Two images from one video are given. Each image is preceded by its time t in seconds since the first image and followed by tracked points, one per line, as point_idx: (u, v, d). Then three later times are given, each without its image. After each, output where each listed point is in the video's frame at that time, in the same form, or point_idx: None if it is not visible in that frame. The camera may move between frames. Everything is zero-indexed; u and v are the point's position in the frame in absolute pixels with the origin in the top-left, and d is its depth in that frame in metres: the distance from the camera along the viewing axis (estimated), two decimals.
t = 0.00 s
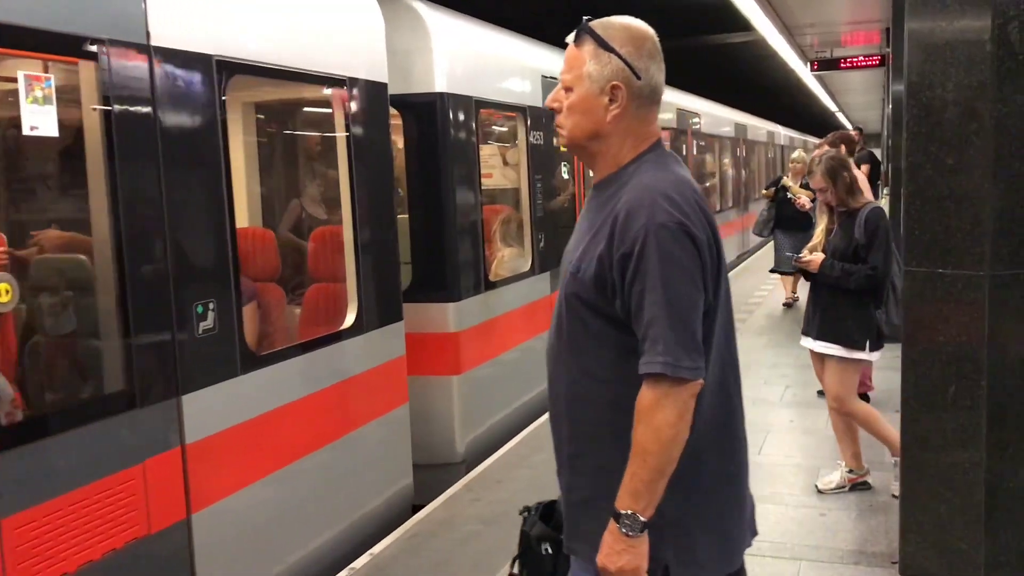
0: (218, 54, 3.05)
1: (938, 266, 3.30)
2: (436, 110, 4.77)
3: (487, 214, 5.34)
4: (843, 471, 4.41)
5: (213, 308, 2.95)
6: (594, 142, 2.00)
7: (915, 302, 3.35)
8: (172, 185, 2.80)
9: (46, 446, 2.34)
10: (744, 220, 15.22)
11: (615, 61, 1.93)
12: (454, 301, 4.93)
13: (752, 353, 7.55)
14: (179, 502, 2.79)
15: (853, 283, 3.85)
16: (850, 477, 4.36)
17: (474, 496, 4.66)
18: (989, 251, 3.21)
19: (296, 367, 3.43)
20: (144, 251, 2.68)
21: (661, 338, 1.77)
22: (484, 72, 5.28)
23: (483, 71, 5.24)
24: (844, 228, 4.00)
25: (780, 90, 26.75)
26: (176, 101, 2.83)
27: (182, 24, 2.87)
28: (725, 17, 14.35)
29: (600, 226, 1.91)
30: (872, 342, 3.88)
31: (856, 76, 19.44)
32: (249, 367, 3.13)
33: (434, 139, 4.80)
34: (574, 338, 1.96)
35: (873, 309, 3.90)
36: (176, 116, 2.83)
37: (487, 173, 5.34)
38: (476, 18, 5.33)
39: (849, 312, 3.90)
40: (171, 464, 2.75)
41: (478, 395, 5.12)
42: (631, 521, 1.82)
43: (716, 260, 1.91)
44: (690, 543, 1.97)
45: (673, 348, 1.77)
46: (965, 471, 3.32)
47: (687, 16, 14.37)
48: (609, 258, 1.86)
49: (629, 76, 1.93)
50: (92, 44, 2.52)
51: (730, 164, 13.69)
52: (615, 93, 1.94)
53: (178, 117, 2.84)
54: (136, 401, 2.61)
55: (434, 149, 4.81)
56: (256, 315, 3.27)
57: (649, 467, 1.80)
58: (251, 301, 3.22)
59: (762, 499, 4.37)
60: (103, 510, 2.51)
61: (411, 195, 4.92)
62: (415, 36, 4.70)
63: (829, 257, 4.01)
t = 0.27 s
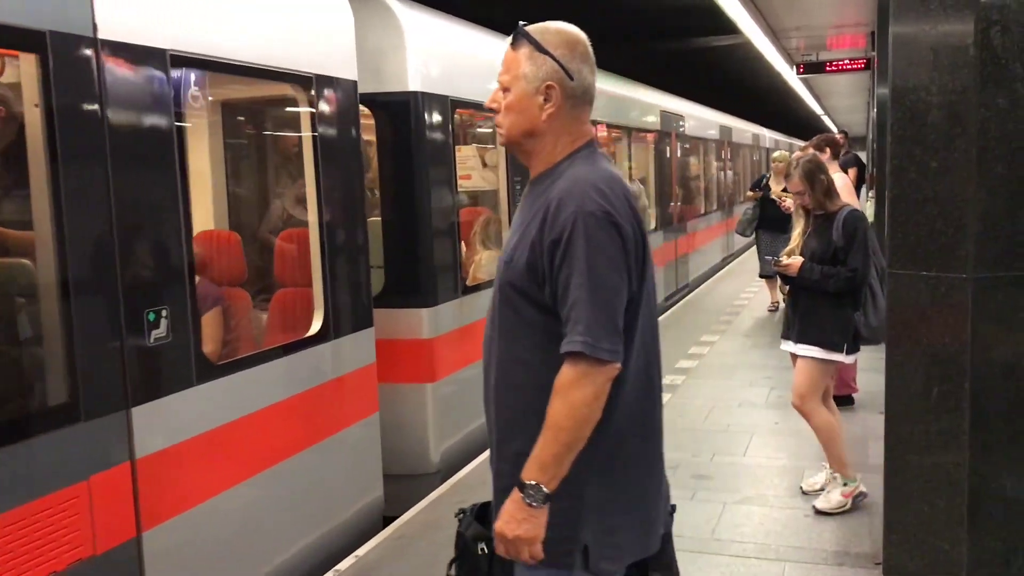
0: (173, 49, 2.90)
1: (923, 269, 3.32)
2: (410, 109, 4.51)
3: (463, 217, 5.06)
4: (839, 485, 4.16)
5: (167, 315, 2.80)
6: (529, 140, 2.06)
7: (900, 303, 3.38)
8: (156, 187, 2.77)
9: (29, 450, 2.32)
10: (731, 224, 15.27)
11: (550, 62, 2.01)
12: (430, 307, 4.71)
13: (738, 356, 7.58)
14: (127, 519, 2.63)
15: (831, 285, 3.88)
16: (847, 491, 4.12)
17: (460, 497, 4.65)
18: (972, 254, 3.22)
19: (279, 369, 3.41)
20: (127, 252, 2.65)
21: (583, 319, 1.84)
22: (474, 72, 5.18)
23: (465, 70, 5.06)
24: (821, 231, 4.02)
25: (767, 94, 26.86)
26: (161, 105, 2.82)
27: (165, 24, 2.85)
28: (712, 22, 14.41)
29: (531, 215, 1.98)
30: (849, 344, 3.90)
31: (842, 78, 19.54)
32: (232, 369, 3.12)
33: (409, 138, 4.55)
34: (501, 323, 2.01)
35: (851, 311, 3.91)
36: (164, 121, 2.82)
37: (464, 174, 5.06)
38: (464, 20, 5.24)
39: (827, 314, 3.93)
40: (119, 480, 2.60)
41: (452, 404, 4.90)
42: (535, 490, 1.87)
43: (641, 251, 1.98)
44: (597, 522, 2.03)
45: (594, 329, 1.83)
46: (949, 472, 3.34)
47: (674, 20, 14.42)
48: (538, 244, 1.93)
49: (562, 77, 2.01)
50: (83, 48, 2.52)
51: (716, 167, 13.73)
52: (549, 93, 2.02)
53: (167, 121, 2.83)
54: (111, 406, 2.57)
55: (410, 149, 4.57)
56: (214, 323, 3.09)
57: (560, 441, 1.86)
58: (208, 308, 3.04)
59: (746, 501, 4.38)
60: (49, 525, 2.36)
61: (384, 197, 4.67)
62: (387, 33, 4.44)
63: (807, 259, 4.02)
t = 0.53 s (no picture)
0: (131, 45, 2.78)
1: (906, 271, 3.33)
2: (386, 110, 4.47)
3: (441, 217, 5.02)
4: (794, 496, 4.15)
5: (124, 322, 2.71)
6: (464, 144, 2.14)
7: (883, 306, 3.39)
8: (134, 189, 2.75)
9: None
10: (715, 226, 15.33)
11: (481, 69, 2.08)
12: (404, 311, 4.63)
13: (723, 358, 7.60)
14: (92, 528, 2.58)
15: (808, 289, 3.89)
16: (800, 504, 4.11)
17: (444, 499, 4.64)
18: (953, 257, 3.24)
19: (262, 370, 3.39)
20: (103, 254, 2.63)
21: (495, 314, 1.91)
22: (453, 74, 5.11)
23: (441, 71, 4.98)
24: (798, 234, 4.01)
25: (752, 97, 26.98)
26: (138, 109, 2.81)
27: (149, 24, 2.84)
28: (698, 25, 14.45)
29: (456, 215, 2.06)
30: (825, 348, 3.92)
31: (826, 83, 19.66)
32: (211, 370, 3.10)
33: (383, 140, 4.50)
34: (432, 318, 2.10)
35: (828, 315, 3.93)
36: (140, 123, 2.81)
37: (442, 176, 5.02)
38: (449, 22, 5.20)
39: (805, 318, 3.93)
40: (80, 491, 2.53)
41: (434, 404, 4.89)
42: (458, 483, 1.97)
43: (562, 249, 2.03)
44: (521, 516, 2.09)
45: (505, 324, 1.90)
46: (931, 475, 3.35)
47: (661, 23, 14.46)
48: (458, 243, 2.00)
49: (493, 84, 2.08)
50: (58, 51, 2.50)
51: (701, 170, 13.77)
52: (481, 98, 2.09)
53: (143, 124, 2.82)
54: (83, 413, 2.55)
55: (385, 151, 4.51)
56: (183, 330, 3.02)
57: (478, 434, 1.95)
58: (176, 313, 2.98)
59: (729, 503, 4.39)
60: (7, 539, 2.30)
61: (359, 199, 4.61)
62: (364, 30, 4.39)
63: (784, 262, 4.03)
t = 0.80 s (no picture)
0: (97, 41, 2.73)
1: (887, 273, 3.36)
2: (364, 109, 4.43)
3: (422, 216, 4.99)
4: (777, 497, 4.17)
5: (90, 326, 2.66)
6: (387, 156, 2.14)
7: (866, 308, 3.42)
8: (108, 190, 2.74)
9: None
10: (701, 228, 15.38)
11: (402, 82, 2.08)
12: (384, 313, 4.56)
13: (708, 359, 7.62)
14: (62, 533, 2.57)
15: (785, 290, 3.89)
16: (783, 504, 4.13)
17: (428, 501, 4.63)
18: (935, 260, 3.26)
19: (244, 371, 3.38)
20: (76, 255, 2.63)
21: (405, 328, 1.92)
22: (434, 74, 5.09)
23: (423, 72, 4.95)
24: (777, 235, 4.01)
25: (739, 99, 27.09)
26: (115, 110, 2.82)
27: (125, 23, 2.83)
28: (685, 27, 14.49)
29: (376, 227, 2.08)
30: (803, 350, 3.93)
31: (811, 85, 19.75)
32: (189, 373, 3.09)
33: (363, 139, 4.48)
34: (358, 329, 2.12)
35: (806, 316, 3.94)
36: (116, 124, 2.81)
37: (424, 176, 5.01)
38: (434, 23, 5.21)
39: (782, 319, 3.94)
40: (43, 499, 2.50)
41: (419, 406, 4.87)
42: (377, 496, 1.97)
43: (479, 259, 2.03)
44: (447, 523, 2.09)
45: (414, 338, 1.91)
46: (912, 476, 3.37)
47: (647, 25, 14.49)
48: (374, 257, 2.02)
49: (414, 97, 2.09)
50: (33, 52, 2.50)
51: (687, 172, 13.82)
52: (402, 111, 2.09)
53: (118, 125, 2.83)
54: (57, 414, 2.55)
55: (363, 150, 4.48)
56: (155, 334, 3.00)
57: (393, 446, 1.95)
58: (148, 316, 2.94)
59: (714, 504, 4.40)
60: None
61: (338, 200, 4.58)
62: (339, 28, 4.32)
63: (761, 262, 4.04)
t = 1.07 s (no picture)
0: (70, 37, 2.70)
1: (870, 273, 3.38)
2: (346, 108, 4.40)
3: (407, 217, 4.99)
4: (762, 497, 4.18)
5: (62, 327, 2.64)
6: (304, 154, 2.06)
7: (850, 308, 3.44)
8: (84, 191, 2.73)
9: None
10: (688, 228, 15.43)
11: (320, 79, 2.00)
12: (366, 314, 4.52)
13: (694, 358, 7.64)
14: (42, 534, 2.56)
15: (763, 292, 3.91)
16: (768, 504, 4.14)
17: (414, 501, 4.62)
18: (919, 260, 3.27)
19: (227, 371, 3.37)
20: (52, 255, 2.61)
21: (309, 332, 1.86)
22: (419, 74, 5.08)
23: (408, 71, 4.95)
24: (759, 236, 4.04)
25: (726, 99, 27.19)
26: (93, 109, 2.82)
27: (103, 21, 2.82)
28: (672, 27, 14.53)
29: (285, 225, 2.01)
30: (783, 353, 3.94)
31: (798, 85, 19.83)
32: (171, 373, 3.09)
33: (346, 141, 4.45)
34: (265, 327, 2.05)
35: (786, 318, 3.95)
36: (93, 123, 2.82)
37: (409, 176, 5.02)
38: (420, 22, 5.21)
39: (761, 321, 3.96)
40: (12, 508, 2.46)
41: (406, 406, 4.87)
42: (281, 498, 1.89)
43: (388, 262, 1.97)
44: (342, 522, 2.00)
45: (318, 342, 1.85)
46: (894, 475, 3.39)
47: (634, 26, 14.52)
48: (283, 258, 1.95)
49: (331, 95, 2.00)
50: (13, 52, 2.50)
51: (674, 172, 13.86)
52: (318, 109, 2.01)
53: (94, 123, 2.83)
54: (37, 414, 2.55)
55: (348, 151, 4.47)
56: (132, 334, 2.99)
57: (294, 447, 1.87)
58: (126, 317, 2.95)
59: (699, 503, 4.41)
60: None
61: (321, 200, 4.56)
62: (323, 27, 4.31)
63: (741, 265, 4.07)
